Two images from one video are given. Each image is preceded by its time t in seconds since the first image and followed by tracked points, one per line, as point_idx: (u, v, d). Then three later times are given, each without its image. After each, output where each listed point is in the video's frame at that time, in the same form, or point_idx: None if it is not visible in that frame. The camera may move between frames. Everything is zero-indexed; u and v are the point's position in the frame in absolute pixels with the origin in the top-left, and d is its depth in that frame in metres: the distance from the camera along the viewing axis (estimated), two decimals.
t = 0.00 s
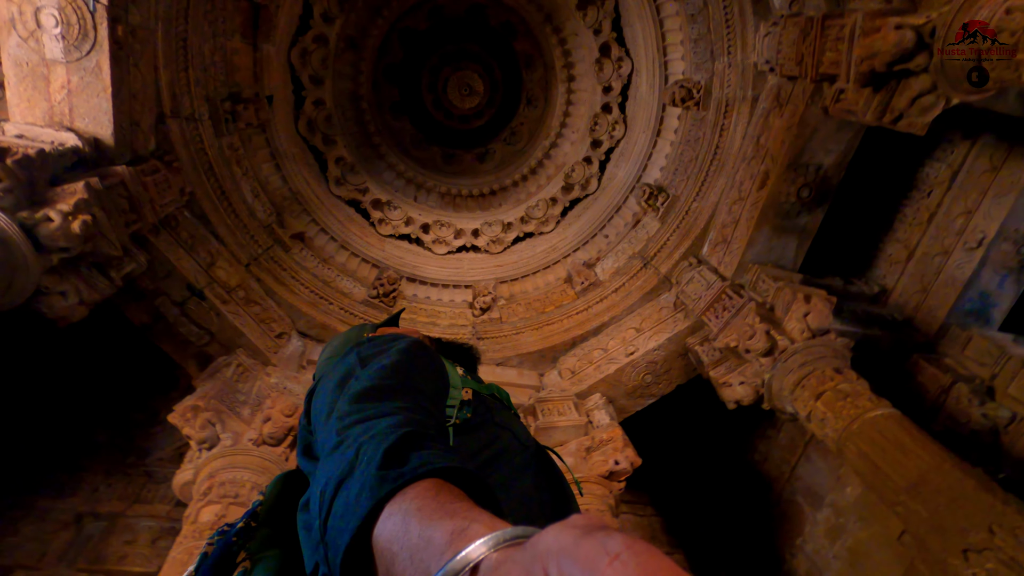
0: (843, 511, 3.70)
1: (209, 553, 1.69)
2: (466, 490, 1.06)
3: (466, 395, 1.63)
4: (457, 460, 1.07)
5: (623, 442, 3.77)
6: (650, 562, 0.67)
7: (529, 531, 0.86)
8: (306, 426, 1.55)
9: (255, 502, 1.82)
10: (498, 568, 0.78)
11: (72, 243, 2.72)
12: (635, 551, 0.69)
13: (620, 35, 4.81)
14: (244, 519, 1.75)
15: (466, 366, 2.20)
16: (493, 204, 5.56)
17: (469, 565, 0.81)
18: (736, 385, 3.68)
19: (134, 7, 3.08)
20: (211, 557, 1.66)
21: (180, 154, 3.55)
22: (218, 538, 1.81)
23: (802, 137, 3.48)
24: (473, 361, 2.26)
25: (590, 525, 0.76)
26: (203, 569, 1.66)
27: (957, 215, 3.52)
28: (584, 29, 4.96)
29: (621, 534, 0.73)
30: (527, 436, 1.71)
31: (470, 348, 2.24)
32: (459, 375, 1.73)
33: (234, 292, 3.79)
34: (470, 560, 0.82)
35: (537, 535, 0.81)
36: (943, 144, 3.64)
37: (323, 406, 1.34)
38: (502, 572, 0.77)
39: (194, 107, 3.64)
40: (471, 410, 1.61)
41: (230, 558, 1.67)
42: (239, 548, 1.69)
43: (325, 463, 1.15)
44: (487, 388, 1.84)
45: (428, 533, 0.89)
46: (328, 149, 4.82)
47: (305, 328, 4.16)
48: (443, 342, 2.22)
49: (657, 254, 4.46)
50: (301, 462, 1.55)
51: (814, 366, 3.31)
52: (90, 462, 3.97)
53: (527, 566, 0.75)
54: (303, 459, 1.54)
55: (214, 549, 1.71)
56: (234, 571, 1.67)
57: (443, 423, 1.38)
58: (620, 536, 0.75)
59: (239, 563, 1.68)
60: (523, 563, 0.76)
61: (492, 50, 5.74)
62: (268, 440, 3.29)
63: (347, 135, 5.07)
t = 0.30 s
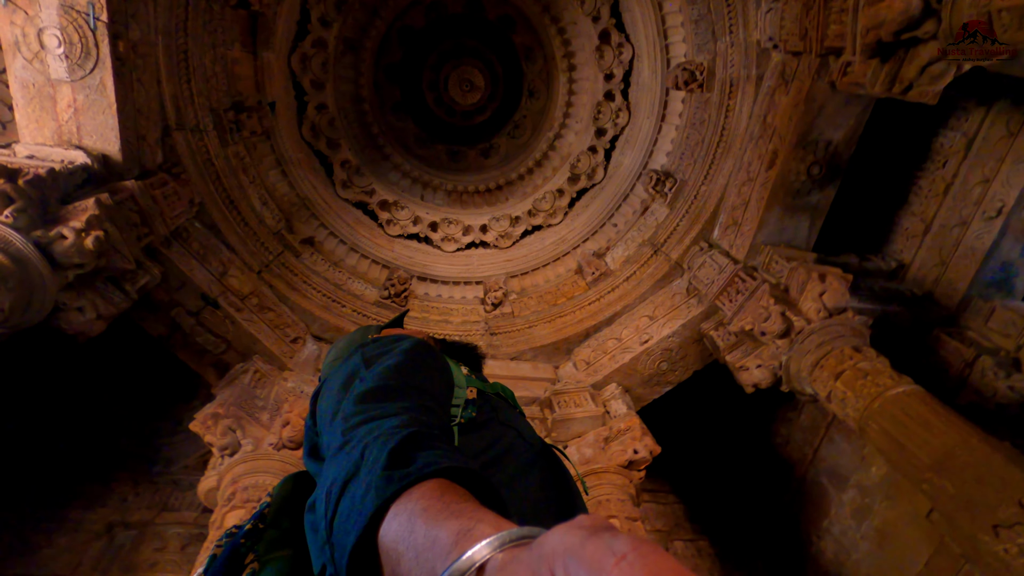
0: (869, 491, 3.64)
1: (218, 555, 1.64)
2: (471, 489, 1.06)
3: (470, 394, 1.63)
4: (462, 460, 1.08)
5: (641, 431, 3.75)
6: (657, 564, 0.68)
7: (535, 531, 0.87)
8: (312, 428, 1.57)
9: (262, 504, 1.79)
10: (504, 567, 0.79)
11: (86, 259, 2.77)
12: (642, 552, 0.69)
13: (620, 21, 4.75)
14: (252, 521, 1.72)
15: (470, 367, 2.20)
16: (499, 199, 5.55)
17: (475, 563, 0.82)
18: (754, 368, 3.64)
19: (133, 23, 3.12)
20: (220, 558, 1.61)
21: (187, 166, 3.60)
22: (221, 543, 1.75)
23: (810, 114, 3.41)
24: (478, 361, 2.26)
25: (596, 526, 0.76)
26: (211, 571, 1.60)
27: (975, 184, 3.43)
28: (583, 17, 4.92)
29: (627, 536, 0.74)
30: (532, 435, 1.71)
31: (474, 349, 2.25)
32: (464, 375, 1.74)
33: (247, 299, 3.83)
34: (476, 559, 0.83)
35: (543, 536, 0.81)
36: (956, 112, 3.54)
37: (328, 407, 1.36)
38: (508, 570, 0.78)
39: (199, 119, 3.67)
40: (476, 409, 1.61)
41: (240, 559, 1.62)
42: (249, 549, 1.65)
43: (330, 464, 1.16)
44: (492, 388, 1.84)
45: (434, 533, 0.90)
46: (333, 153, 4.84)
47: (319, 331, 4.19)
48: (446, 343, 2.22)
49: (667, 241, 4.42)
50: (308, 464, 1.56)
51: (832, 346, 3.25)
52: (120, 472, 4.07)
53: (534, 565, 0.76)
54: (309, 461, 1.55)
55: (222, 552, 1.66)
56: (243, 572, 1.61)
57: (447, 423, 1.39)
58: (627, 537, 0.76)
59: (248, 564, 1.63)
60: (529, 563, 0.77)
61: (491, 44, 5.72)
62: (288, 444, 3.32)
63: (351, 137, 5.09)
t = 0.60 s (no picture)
0: (889, 468, 3.59)
1: (219, 558, 1.62)
2: (471, 490, 1.08)
3: (471, 394, 1.64)
4: (461, 460, 1.09)
5: (655, 418, 3.73)
6: (655, 564, 0.69)
7: (535, 532, 0.88)
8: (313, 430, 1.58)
9: (264, 505, 1.78)
10: (503, 567, 0.80)
11: (95, 274, 2.81)
12: (641, 553, 0.70)
13: (613, 7, 4.71)
14: (254, 523, 1.72)
15: (472, 368, 2.21)
16: (502, 193, 5.54)
17: (474, 563, 0.84)
18: (765, 350, 3.61)
19: (127, 37, 3.13)
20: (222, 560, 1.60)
21: (189, 178, 3.62)
22: (224, 544, 1.75)
23: (811, 89, 3.36)
24: (478, 362, 2.27)
25: (596, 527, 0.77)
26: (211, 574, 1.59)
27: (984, 151, 3.36)
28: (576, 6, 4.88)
29: (626, 537, 0.75)
30: (533, 436, 1.73)
31: (474, 351, 2.26)
32: (464, 375, 1.75)
33: (256, 306, 3.85)
34: (475, 558, 0.84)
35: (543, 537, 0.82)
36: (962, 79, 3.47)
37: (329, 409, 1.37)
38: (508, 570, 0.79)
39: (198, 130, 3.69)
40: (476, 409, 1.63)
41: (242, 561, 1.60)
42: (252, 552, 1.63)
43: (331, 465, 1.18)
44: (492, 387, 1.85)
45: (434, 534, 0.91)
46: (333, 156, 4.83)
47: (329, 335, 4.21)
48: (447, 345, 2.23)
49: (672, 226, 4.39)
50: (309, 466, 1.57)
51: (844, 324, 3.22)
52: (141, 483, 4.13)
53: (533, 564, 0.77)
54: (310, 463, 1.57)
55: (224, 554, 1.65)
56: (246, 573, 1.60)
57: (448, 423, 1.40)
58: (626, 537, 0.77)
59: (250, 565, 1.62)
60: (528, 563, 0.77)
61: (485, 38, 5.70)
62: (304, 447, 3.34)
63: (351, 140, 5.09)
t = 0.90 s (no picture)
0: (910, 442, 3.53)
1: (222, 562, 1.68)
2: (469, 489, 1.10)
3: (467, 394, 1.70)
4: (459, 460, 1.11)
5: (669, 404, 3.71)
6: (651, 564, 0.71)
7: (532, 534, 0.89)
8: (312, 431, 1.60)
9: (265, 509, 1.83)
10: (502, 569, 0.81)
11: (105, 289, 2.84)
12: (637, 552, 0.72)
13: None
14: (255, 527, 1.76)
15: (473, 367, 2.22)
16: (504, 187, 5.53)
17: (471, 564, 0.85)
18: (778, 330, 3.56)
19: (122, 53, 3.15)
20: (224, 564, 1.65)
21: (192, 189, 3.64)
22: (228, 547, 1.79)
23: (811, 63, 3.30)
24: (479, 362, 2.29)
25: (593, 528, 0.79)
26: None
27: (994, 115, 3.27)
28: None
29: (623, 537, 0.76)
30: (531, 434, 1.77)
31: (475, 351, 2.27)
32: (462, 374, 1.78)
33: (266, 313, 3.88)
34: (473, 559, 0.85)
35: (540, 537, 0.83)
36: (967, 42, 3.38)
37: (328, 409, 1.39)
38: (506, 571, 0.81)
39: (198, 141, 3.71)
40: (473, 408, 1.66)
41: (244, 564, 1.64)
42: (252, 556, 1.68)
43: (330, 465, 1.20)
44: (489, 387, 1.89)
45: (431, 534, 0.93)
46: (334, 160, 4.82)
47: (339, 338, 4.23)
48: (448, 345, 2.24)
49: (676, 210, 4.35)
50: (310, 466, 1.59)
51: (857, 298, 3.16)
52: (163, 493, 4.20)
53: (530, 565, 0.78)
54: (310, 464, 1.59)
55: (227, 557, 1.69)
56: None
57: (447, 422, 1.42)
58: (623, 538, 0.79)
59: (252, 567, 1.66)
60: (526, 564, 0.79)
61: (479, 32, 5.67)
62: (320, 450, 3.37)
63: (351, 142, 5.09)
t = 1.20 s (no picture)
0: (931, 419, 3.46)
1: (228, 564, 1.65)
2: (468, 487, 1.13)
3: (469, 389, 1.69)
4: (458, 459, 1.14)
5: (682, 391, 3.69)
6: (651, 562, 0.73)
7: (535, 533, 0.92)
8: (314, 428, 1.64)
9: (270, 510, 1.82)
10: (505, 568, 0.85)
11: (116, 304, 2.89)
12: (637, 551, 0.75)
13: None
14: (260, 528, 1.76)
15: (477, 365, 2.23)
16: (506, 182, 5.51)
17: (474, 563, 0.89)
18: (789, 311, 3.52)
19: (120, 71, 3.18)
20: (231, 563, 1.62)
21: (196, 202, 3.68)
22: (233, 549, 1.78)
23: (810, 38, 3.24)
24: (483, 360, 2.30)
25: (594, 527, 0.82)
26: None
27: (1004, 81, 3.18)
28: None
29: (622, 536, 0.79)
30: (535, 430, 1.77)
31: (479, 350, 2.28)
32: (463, 371, 1.79)
33: (276, 321, 3.91)
34: (476, 558, 0.89)
35: (541, 536, 0.87)
36: (972, 7, 3.29)
37: (330, 407, 1.43)
38: (509, 571, 0.84)
39: (200, 154, 3.73)
40: (475, 404, 1.67)
41: (251, 562, 1.62)
42: (258, 556, 1.66)
43: (333, 463, 1.23)
44: (490, 383, 1.90)
45: (432, 535, 0.96)
46: (336, 165, 4.83)
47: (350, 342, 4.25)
48: (451, 343, 2.24)
49: (681, 196, 4.32)
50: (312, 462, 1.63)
51: (867, 275, 3.12)
52: (186, 504, 4.26)
53: (534, 564, 0.81)
54: (312, 460, 1.62)
55: (233, 558, 1.67)
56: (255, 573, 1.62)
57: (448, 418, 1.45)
58: (623, 536, 0.81)
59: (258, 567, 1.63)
60: (529, 564, 0.82)
61: (474, 28, 5.65)
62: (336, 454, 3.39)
63: (351, 146, 5.10)
